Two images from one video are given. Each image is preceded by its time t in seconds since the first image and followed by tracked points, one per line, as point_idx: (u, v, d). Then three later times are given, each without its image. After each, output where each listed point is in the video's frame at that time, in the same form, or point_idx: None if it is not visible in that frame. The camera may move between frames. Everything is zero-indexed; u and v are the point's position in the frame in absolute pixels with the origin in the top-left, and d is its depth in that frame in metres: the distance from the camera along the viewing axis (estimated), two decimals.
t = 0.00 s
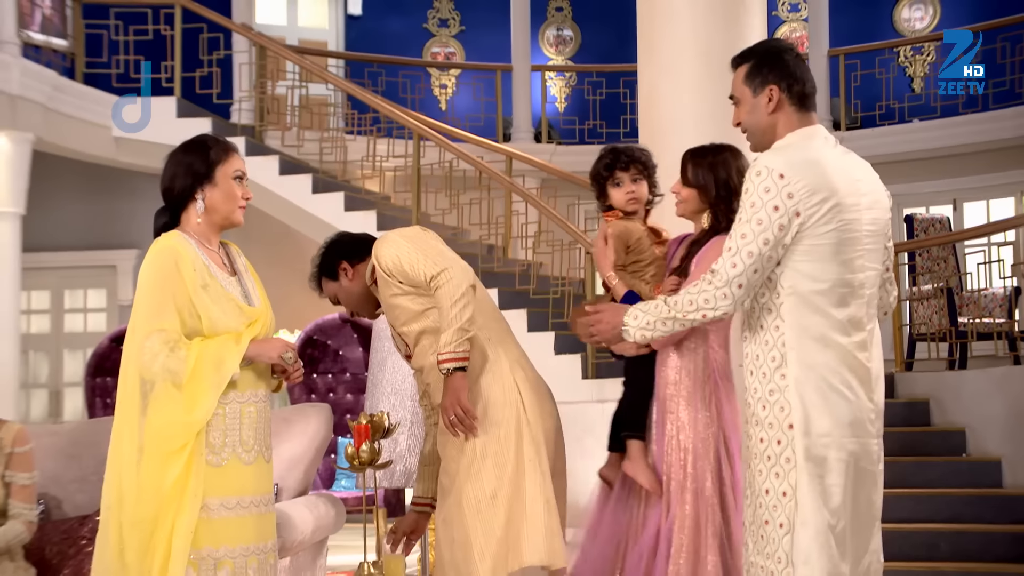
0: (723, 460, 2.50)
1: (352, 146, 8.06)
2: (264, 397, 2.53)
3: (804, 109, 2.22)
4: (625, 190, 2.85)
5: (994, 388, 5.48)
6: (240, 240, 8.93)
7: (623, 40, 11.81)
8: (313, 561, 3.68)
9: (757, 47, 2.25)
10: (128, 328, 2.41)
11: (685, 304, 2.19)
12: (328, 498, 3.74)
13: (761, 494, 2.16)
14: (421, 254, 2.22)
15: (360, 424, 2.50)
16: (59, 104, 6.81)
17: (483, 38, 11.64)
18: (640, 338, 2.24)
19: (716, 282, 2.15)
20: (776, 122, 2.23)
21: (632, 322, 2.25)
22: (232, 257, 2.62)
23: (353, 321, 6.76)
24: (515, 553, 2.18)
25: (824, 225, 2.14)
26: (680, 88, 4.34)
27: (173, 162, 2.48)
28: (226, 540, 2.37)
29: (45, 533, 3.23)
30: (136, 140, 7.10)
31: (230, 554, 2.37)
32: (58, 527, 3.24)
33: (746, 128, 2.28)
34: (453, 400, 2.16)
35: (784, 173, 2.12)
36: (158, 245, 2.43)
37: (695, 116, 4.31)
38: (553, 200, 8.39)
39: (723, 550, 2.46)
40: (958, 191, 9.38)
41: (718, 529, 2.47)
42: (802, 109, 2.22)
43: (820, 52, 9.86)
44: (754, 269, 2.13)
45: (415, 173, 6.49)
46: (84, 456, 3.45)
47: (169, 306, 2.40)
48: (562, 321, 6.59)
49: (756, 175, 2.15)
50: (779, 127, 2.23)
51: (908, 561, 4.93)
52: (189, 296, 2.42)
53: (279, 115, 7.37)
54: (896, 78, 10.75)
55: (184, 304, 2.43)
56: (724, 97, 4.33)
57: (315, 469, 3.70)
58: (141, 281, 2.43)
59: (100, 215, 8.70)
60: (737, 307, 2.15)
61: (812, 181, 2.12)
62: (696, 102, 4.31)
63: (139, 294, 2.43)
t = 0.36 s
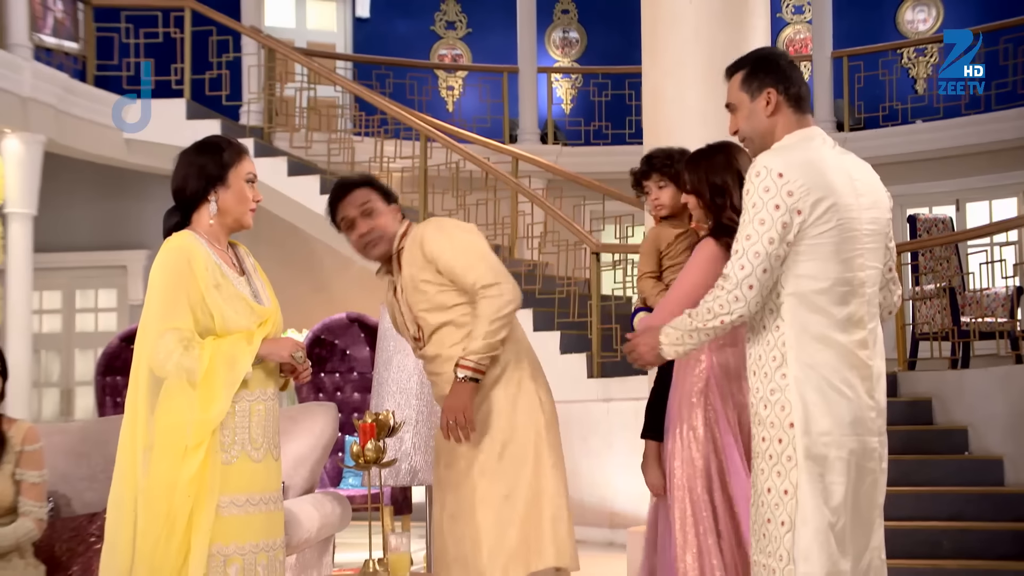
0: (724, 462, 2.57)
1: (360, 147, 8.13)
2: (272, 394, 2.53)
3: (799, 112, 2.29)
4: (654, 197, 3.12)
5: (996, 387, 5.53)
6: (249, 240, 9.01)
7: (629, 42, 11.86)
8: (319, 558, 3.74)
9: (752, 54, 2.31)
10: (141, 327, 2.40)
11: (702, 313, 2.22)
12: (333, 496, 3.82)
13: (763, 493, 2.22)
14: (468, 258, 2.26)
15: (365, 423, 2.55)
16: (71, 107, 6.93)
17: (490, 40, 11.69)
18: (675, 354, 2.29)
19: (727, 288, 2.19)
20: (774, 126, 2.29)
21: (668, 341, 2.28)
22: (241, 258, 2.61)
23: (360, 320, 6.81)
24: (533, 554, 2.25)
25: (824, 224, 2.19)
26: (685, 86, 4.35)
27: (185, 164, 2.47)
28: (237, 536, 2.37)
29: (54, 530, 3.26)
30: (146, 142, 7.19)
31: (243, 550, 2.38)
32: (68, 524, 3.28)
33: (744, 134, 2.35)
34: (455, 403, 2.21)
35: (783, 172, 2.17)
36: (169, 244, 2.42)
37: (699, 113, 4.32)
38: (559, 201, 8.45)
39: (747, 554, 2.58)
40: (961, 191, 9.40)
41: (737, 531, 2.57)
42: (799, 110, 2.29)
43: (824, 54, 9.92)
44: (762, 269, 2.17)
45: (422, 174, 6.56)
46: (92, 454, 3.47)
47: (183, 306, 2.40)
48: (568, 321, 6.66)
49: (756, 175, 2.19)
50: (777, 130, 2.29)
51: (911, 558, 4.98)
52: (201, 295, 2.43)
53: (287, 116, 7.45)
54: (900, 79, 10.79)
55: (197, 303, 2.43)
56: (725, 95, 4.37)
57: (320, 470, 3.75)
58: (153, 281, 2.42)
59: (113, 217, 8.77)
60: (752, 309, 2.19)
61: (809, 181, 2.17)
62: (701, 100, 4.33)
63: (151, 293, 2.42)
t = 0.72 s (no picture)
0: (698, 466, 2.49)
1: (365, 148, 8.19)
2: (278, 393, 2.55)
3: (792, 117, 2.33)
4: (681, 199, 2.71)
5: (995, 386, 5.58)
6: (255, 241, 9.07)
7: (632, 44, 11.92)
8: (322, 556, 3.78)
9: (736, 73, 2.38)
10: (152, 326, 2.40)
11: (725, 315, 2.29)
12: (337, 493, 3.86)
13: (766, 490, 2.28)
14: (545, 269, 2.26)
15: (366, 421, 2.61)
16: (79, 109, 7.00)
17: (494, 42, 11.75)
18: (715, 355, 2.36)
19: (739, 291, 2.25)
20: (769, 133, 2.34)
21: (707, 339, 2.37)
22: (248, 258, 2.61)
23: (364, 320, 6.88)
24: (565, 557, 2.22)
25: (827, 226, 2.24)
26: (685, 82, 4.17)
27: (193, 165, 2.47)
28: (243, 534, 2.40)
29: (61, 527, 3.30)
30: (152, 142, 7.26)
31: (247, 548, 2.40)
32: (74, 522, 3.32)
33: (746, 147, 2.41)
34: (471, 384, 2.19)
35: (786, 173, 2.23)
36: (178, 244, 2.43)
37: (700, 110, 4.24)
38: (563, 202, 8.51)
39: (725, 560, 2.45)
40: (961, 192, 9.45)
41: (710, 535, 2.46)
42: (792, 113, 2.33)
43: (825, 56, 9.98)
44: (770, 270, 2.23)
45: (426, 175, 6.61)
46: (97, 452, 3.54)
47: (194, 305, 2.41)
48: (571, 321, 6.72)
49: (759, 177, 2.26)
50: (773, 137, 2.35)
51: (910, 556, 5.03)
52: (211, 294, 2.43)
53: (292, 117, 7.52)
54: (900, 81, 10.84)
55: (207, 301, 2.43)
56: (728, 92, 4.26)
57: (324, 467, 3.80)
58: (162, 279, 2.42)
59: (120, 217, 8.83)
60: (764, 310, 2.25)
61: (812, 180, 2.23)
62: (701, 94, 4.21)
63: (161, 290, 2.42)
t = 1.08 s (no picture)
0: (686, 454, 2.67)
1: (366, 146, 8.22)
2: (284, 394, 2.55)
3: (795, 116, 2.36)
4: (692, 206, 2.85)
5: (994, 383, 5.61)
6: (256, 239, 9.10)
7: (632, 43, 11.95)
8: (324, 554, 3.80)
9: (753, 62, 2.39)
10: (160, 324, 2.42)
11: (754, 314, 2.27)
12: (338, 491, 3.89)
13: (767, 490, 2.31)
14: (577, 285, 2.36)
15: (367, 419, 2.63)
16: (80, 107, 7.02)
17: (494, 41, 11.78)
18: (738, 360, 2.35)
19: (770, 287, 2.23)
20: (771, 131, 2.38)
21: (730, 344, 2.36)
22: (257, 258, 2.62)
23: (365, 317, 6.90)
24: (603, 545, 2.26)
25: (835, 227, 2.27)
26: (685, 83, 4.16)
27: (204, 165, 2.48)
28: (244, 531, 2.40)
29: (62, 525, 3.33)
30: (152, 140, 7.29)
31: (248, 546, 2.40)
32: (76, 519, 3.34)
33: (746, 141, 2.43)
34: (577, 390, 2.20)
35: (796, 170, 2.25)
36: (189, 244, 2.45)
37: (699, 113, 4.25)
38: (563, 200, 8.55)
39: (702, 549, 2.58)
40: (959, 190, 9.49)
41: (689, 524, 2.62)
42: (796, 117, 2.36)
43: (825, 54, 10.01)
44: (798, 264, 2.21)
45: (427, 173, 6.64)
46: (98, 449, 3.56)
47: (203, 304, 2.42)
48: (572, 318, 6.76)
49: (769, 176, 2.27)
50: (774, 136, 2.38)
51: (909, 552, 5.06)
52: (220, 294, 2.45)
53: (294, 115, 7.55)
54: (899, 79, 10.88)
55: (216, 301, 2.45)
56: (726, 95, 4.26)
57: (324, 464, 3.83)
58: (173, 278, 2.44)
59: (122, 215, 8.86)
60: (796, 305, 2.22)
61: (820, 181, 2.25)
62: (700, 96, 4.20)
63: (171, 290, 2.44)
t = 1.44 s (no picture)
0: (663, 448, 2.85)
1: (366, 143, 8.25)
2: (298, 391, 2.52)
3: (795, 115, 2.38)
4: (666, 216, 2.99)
5: (991, 378, 5.64)
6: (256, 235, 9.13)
7: (632, 39, 11.96)
8: (323, 548, 3.82)
9: (751, 62, 2.42)
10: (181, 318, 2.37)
11: (769, 307, 2.29)
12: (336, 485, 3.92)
13: (768, 483, 2.33)
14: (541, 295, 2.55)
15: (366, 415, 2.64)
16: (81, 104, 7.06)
17: (494, 38, 11.79)
18: (744, 354, 2.40)
19: (788, 280, 2.24)
20: (769, 128, 2.39)
21: (738, 340, 2.40)
22: (273, 257, 2.57)
23: (365, 314, 6.94)
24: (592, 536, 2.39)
25: (843, 225, 2.29)
26: (684, 81, 4.18)
27: (220, 165, 2.43)
28: (258, 526, 2.35)
29: (63, 520, 3.33)
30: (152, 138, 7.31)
31: (262, 541, 2.35)
32: (76, 514, 3.34)
33: (746, 139, 2.45)
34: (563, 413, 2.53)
35: (809, 164, 2.28)
36: (210, 240, 2.40)
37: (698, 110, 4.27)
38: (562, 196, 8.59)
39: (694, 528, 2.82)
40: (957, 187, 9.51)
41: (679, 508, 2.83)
42: (795, 115, 2.38)
43: (823, 51, 10.03)
44: (816, 256, 2.23)
45: (427, 170, 6.66)
46: (99, 444, 3.57)
47: (224, 299, 2.37)
48: (571, 314, 6.79)
49: (781, 171, 2.29)
50: (773, 134, 2.39)
51: (906, 547, 5.09)
52: (241, 289, 2.40)
53: (294, 112, 7.57)
54: (898, 76, 10.89)
55: (236, 296, 2.39)
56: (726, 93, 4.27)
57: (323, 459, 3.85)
58: (193, 272, 2.39)
59: (123, 212, 8.88)
60: (815, 297, 2.24)
61: (830, 177, 2.28)
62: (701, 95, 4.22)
63: (191, 284, 2.38)
